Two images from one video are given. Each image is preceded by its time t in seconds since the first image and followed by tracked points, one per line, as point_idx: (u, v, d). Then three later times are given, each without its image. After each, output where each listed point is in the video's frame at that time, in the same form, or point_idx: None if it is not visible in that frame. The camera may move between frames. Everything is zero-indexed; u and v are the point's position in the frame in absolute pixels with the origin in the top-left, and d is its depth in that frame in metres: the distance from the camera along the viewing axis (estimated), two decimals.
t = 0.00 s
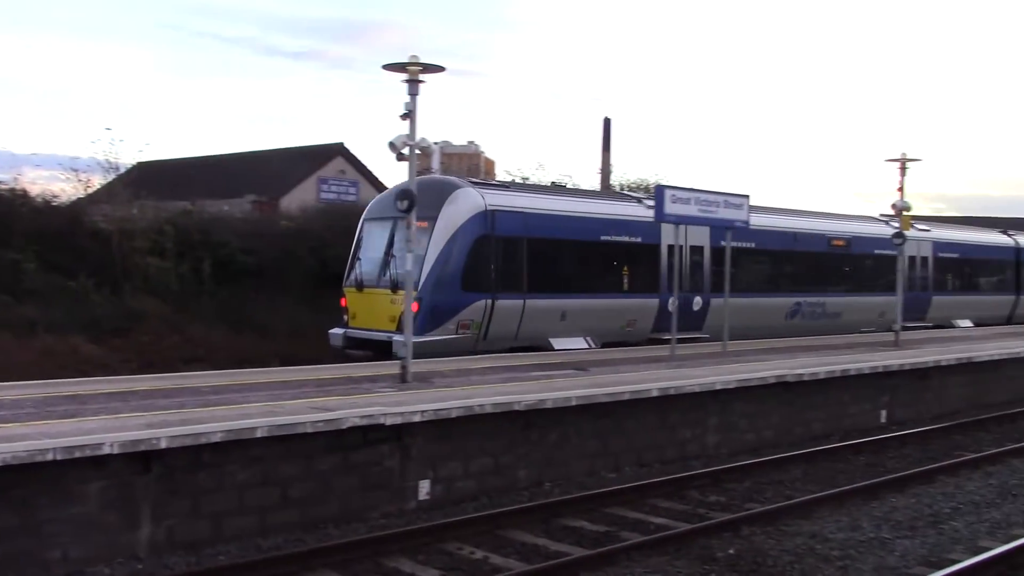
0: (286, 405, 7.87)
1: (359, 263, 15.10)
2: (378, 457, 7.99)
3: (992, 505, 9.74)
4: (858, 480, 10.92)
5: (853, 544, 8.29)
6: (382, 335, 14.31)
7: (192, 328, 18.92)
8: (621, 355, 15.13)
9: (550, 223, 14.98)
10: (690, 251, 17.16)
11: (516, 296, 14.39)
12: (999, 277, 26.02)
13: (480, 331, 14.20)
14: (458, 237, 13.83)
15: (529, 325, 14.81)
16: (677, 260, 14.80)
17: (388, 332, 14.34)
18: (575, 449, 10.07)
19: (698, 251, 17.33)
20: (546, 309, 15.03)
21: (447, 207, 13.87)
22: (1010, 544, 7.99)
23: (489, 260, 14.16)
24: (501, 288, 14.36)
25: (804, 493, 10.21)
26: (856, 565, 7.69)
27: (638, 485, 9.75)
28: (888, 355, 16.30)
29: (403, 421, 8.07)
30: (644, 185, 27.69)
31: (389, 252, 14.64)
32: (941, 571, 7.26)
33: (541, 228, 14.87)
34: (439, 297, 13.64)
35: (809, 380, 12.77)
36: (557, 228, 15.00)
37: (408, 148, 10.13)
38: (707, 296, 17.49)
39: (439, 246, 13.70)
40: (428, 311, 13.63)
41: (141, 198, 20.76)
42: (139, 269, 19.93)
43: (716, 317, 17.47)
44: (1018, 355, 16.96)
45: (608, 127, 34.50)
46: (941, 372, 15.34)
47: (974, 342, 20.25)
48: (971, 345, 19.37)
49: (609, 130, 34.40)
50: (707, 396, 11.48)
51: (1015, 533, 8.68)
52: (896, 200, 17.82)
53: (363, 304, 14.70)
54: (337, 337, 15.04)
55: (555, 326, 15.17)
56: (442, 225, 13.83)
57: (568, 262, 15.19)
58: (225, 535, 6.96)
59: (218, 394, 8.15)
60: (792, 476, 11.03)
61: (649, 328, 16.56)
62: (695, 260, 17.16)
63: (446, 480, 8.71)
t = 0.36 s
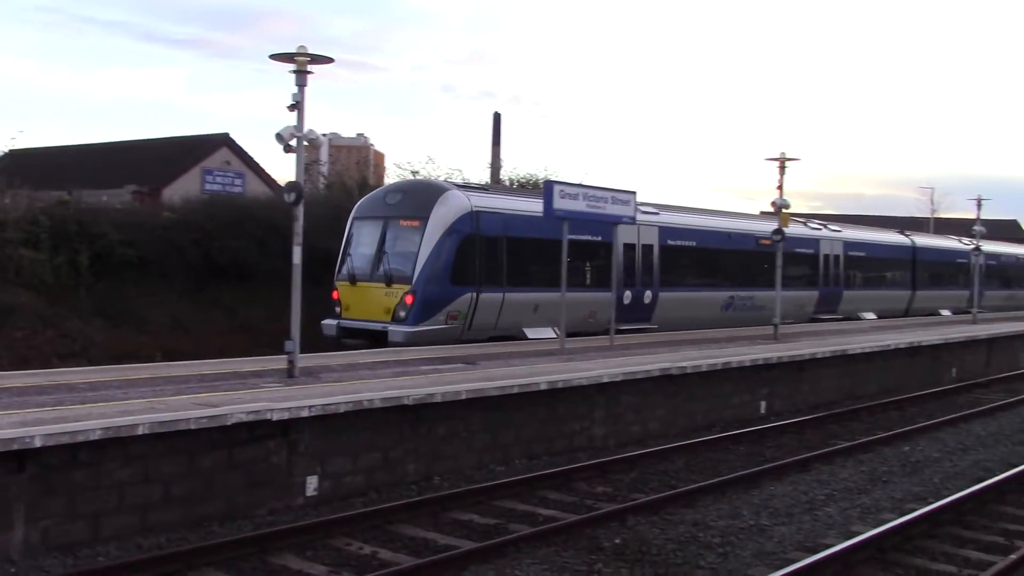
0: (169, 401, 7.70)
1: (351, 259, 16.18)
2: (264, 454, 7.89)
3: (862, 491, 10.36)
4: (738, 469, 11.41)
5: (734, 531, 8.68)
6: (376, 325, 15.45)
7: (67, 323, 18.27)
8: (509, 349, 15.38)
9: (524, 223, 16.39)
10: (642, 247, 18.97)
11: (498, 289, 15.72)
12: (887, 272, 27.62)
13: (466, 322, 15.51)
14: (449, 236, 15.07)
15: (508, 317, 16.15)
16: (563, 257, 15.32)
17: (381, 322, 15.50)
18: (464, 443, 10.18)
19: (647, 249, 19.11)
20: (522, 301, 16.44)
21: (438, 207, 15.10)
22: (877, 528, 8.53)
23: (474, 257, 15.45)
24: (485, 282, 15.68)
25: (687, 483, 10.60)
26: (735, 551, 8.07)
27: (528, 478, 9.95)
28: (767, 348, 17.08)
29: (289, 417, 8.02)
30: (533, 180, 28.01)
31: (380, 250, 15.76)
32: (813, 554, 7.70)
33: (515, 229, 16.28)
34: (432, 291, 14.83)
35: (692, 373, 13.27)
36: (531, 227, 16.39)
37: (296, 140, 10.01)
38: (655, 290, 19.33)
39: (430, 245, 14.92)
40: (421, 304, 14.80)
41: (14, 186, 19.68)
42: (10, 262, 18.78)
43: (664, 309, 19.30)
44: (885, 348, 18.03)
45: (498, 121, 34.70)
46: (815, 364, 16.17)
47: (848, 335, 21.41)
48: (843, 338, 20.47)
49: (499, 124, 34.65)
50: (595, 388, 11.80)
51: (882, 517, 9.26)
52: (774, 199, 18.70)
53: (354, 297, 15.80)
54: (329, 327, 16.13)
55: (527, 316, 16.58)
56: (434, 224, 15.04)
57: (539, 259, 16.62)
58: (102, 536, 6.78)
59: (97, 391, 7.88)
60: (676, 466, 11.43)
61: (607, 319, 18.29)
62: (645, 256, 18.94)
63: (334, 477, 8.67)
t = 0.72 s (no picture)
0: (61, 397, 7.50)
1: (346, 253, 17.76)
2: (164, 449, 7.76)
3: (761, 479, 10.79)
4: (642, 458, 11.73)
5: (638, 519, 8.95)
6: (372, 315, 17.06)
7: None
8: (415, 343, 15.44)
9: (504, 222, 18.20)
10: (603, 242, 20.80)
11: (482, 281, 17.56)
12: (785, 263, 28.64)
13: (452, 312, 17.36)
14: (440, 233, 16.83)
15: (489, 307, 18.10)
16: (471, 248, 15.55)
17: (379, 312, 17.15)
18: (370, 436, 10.17)
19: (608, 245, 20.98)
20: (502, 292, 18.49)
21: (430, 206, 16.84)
22: (775, 514, 8.91)
23: (462, 252, 17.28)
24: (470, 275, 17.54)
25: (593, 473, 10.84)
26: (640, 539, 8.32)
27: (434, 471, 10.01)
28: (670, 340, 17.58)
29: (189, 412, 7.91)
30: (440, 172, 27.91)
31: (374, 245, 17.38)
32: (713, 541, 8.00)
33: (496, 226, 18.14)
34: (424, 281, 16.55)
35: (598, 365, 13.57)
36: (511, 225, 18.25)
37: (197, 129, 9.77)
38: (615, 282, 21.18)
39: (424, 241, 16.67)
40: (415, 294, 16.51)
41: None
42: None
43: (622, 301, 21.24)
44: (783, 339, 18.78)
45: (405, 113, 34.44)
46: (717, 356, 16.72)
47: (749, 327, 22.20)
48: (744, 329, 21.21)
49: (407, 114, 34.43)
50: (502, 380, 11.96)
51: (779, 503, 9.68)
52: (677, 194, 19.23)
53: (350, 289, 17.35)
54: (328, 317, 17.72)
55: (507, 306, 18.63)
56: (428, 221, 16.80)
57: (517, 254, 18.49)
58: None
59: None
60: (582, 457, 11.66)
61: (573, 310, 20.24)
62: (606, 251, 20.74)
63: (237, 472, 8.56)
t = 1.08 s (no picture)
0: None
1: (346, 250, 19.24)
2: (80, 449, 7.66)
3: (682, 471, 11.09)
4: (567, 452, 11.92)
5: (562, 513, 9.11)
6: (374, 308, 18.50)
7: None
8: (339, 339, 15.39)
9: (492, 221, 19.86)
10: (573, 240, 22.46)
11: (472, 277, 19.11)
12: (709, 257, 29.43)
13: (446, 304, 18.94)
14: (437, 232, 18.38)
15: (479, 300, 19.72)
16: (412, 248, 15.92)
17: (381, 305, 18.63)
18: (293, 433, 10.11)
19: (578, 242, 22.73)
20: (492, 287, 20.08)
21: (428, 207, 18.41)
22: (695, 505, 9.18)
23: (456, 251, 18.84)
24: (462, 271, 19.09)
25: (517, 467, 10.97)
26: (563, 532, 8.48)
27: (358, 467, 10.01)
28: (595, 335, 17.84)
29: (106, 411, 7.81)
30: (365, 167, 27.84)
31: (374, 243, 18.86)
32: (635, 533, 8.21)
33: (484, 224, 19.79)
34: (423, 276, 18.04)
35: (523, 359, 13.72)
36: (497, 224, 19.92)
37: (114, 121, 9.54)
38: (585, 277, 22.96)
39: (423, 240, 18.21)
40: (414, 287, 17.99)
41: None
42: None
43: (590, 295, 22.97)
44: (704, 333, 19.25)
45: (329, 108, 34.06)
46: (641, 350, 17.06)
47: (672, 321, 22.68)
48: (667, 324, 21.65)
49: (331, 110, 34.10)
50: (427, 376, 12.02)
51: (700, 495, 9.97)
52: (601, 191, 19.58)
53: (350, 283, 18.79)
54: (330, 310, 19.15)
55: (492, 300, 20.26)
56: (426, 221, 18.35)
57: (501, 252, 20.10)
58: None
59: None
60: (507, 451, 11.78)
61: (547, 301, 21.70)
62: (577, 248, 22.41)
63: (156, 471, 8.44)
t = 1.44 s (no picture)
0: None
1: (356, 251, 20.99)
2: (15, 452, 7.53)
3: (625, 466, 11.29)
4: (511, 449, 12.03)
5: (507, 509, 9.22)
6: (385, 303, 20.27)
7: None
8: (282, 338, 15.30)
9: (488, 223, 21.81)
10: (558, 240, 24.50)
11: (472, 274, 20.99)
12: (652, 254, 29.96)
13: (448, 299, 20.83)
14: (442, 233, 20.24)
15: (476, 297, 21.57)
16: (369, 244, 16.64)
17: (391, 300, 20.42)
18: (235, 433, 10.04)
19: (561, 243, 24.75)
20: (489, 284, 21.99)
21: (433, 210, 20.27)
22: (639, 500, 9.37)
23: (458, 251, 20.73)
24: (463, 269, 21.00)
25: (462, 465, 11.04)
26: (508, 529, 8.58)
27: (302, 467, 9.99)
28: (539, 332, 17.97)
29: (42, 413, 7.69)
30: (308, 165, 27.36)
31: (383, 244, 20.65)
32: (579, 529, 8.35)
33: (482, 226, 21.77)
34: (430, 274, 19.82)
35: (468, 357, 13.81)
36: (492, 227, 21.82)
37: (48, 118, 9.35)
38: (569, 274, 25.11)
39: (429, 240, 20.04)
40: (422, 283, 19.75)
41: None
42: None
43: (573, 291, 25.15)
44: (646, 330, 19.53)
45: (270, 104, 33.63)
46: (584, 347, 17.26)
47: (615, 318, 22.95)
48: (610, 321, 21.91)
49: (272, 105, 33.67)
50: (371, 375, 12.03)
51: (644, 490, 10.17)
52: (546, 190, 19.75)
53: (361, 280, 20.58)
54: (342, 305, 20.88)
55: (488, 295, 22.09)
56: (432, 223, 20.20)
57: (496, 251, 22.03)
58: None
59: None
60: (452, 449, 11.84)
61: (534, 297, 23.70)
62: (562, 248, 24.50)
63: (94, 473, 8.34)
